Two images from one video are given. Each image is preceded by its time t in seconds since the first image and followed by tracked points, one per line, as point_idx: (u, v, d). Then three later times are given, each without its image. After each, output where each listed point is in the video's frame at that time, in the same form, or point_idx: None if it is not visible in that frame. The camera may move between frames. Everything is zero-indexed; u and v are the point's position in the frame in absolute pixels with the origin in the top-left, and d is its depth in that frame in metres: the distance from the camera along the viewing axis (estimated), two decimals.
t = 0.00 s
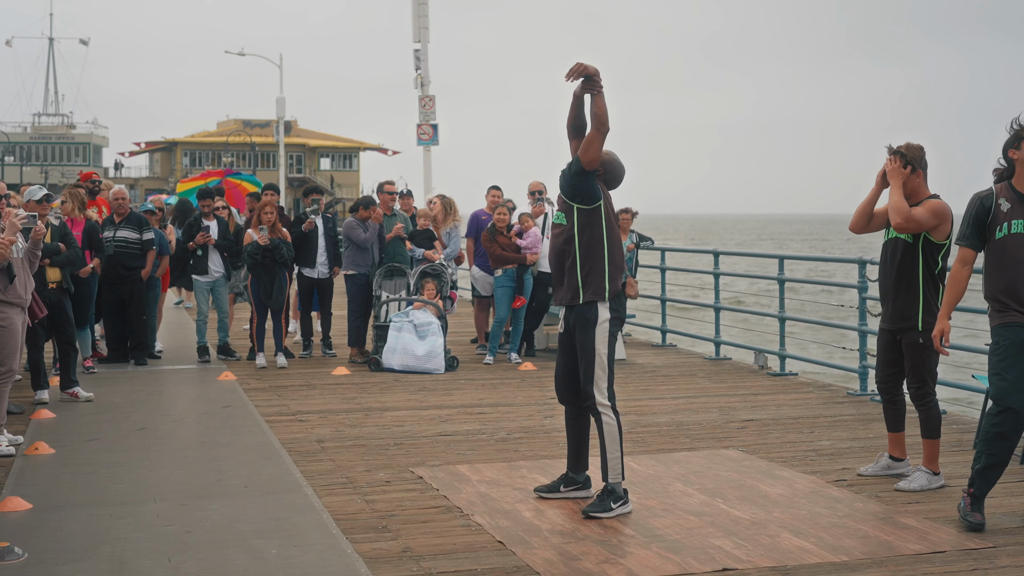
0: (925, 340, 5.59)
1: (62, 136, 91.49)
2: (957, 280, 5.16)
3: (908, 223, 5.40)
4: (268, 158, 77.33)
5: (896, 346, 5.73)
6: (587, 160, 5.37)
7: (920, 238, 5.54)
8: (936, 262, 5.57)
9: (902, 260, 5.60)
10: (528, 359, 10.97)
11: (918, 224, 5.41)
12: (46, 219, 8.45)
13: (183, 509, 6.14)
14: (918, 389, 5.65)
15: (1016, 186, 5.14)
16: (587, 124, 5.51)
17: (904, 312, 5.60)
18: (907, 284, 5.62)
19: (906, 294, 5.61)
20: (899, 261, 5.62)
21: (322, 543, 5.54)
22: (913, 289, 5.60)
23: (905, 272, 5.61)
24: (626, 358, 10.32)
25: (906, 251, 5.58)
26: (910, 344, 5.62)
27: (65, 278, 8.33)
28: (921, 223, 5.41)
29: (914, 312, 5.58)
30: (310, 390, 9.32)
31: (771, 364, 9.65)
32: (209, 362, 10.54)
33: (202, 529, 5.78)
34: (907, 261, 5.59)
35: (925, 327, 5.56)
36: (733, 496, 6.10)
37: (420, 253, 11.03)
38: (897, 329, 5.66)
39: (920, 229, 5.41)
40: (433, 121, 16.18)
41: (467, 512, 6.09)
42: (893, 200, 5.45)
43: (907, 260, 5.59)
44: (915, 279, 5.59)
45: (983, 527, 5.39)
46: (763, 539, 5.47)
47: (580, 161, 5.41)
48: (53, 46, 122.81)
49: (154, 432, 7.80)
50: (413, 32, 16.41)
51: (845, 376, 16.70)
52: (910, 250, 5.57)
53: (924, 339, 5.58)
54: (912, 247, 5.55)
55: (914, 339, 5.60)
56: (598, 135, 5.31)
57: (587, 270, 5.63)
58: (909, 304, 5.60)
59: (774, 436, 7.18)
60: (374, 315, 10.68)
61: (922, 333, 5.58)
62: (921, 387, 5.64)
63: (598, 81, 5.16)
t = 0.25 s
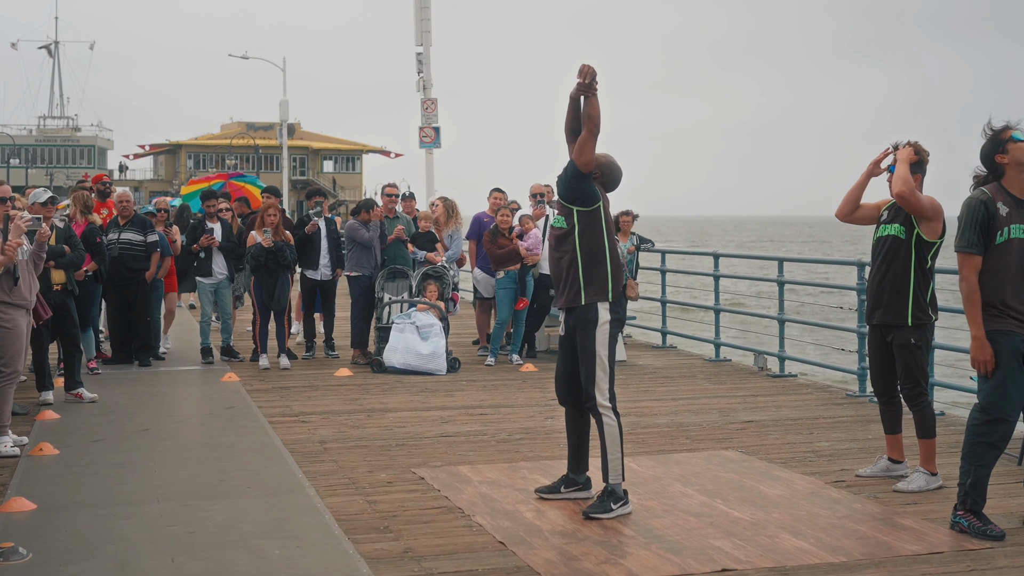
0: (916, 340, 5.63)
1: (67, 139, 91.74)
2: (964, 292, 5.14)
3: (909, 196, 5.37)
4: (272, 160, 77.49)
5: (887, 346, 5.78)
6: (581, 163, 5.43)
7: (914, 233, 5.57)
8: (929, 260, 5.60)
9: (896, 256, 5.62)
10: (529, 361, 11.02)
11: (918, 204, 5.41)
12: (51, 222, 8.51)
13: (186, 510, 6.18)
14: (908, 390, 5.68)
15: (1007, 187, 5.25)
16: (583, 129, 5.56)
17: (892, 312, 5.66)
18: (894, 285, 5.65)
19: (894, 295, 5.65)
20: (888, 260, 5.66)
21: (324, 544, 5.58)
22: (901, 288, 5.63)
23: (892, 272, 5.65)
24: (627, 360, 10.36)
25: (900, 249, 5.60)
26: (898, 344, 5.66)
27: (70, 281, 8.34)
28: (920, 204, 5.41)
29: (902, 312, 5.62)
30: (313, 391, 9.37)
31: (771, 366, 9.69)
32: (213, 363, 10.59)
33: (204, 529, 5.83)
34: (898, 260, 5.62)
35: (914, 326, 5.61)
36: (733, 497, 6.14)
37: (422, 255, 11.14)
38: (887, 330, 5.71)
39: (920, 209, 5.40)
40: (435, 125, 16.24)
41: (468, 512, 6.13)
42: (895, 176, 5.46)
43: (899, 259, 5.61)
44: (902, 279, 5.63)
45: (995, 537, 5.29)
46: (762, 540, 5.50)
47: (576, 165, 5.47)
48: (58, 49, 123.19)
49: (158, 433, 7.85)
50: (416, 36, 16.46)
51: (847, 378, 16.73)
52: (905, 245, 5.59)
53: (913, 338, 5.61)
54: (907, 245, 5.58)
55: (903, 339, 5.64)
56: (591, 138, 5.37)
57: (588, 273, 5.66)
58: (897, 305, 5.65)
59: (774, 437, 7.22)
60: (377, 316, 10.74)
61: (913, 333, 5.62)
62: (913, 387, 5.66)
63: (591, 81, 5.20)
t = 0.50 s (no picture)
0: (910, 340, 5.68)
1: (70, 143, 91.94)
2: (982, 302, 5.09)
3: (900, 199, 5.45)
4: (274, 164, 77.62)
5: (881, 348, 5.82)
6: (573, 164, 5.50)
7: (905, 234, 5.61)
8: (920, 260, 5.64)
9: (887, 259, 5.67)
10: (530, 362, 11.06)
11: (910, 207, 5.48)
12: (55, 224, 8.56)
13: (188, 510, 6.22)
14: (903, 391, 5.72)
15: (1007, 191, 5.26)
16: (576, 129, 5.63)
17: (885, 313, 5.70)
18: (885, 286, 5.69)
19: (887, 297, 5.68)
20: (880, 261, 5.69)
21: (326, 543, 5.62)
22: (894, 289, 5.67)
23: (884, 273, 5.69)
24: (627, 361, 10.40)
25: (892, 249, 5.64)
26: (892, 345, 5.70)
27: (74, 281, 8.40)
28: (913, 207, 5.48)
29: (895, 313, 5.67)
30: (315, 392, 9.41)
31: (770, 367, 9.73)
32: (216, 364, 10.65)
33: (206, 529, 5.86)
34: (890, 261, 5.66)
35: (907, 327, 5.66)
36: (731, 497, 6.17)
37: (423, 257, 11.13)
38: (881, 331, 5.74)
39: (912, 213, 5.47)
40: (437, 127, 16.29)
41: (469, 512, 6.17)
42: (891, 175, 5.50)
43: (892, 259, 5.65)
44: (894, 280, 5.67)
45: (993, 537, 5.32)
46: (761, 540, 5.54)
47: (570, 166, 5.53)
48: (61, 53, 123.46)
49: (160, 433, 7.90)
50: (418, 39, 16.53)
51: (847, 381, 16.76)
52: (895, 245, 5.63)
53: (906, 338, 5.66)
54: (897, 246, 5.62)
55: (897, 340, 5.68)
56: (582, 139, 5.45)
57: (588, 273, 5.70)
58: (889, 306, 5.68)
59: (772, 437, 7.25)
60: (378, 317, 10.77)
61: (906, 333, 5.67)
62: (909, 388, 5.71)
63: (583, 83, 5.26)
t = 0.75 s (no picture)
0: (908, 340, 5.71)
1: (73, 145, 92.10)
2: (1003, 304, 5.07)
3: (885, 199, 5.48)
4: (276, 166, 77.71)
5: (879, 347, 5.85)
6: (567, 167, 5.57)
7: (902, 237, 5.66)
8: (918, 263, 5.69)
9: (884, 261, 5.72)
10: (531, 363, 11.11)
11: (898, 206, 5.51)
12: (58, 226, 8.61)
13: (191, 510, 6.27)
14: (897, 390, 5.75)
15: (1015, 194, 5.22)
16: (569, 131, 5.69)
17: (885, 312, 5.73)
18: (886, 285, 5.73)
19: (888, 296, 5.72)
20: (880, 262, 5.73)
21: (328, 543, 5.67)
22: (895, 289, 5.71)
23: (885, 273, 5.73)
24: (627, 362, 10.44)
25: (890, 252, 5.68)
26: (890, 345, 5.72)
27: (77, 282, 8.45)
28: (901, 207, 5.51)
29: (894, 312, 5.70)
30: (318, 392, 9.46)
31: (770, 368, 9.76)
32: (218, 365, 10.70)
33: (209, 529, 5.91)
34: (886, 262, 5.71)
35: (905, 327, 5.69)
36: (731, 497, 6.21)
37: (424, 259, 11.13)
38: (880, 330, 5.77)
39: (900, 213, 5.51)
40: (438, 130, 16.34)
41: (470, 512, 6.21)
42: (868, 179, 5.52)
43: (890, 260, 5.70)
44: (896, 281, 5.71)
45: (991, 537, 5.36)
46: (760, 539, 5.58)
47: (564, 168, 5.59)
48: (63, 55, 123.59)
49: (164, 433, 7.95)
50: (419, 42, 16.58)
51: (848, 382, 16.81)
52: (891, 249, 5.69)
53: (905, 338, 5.69)
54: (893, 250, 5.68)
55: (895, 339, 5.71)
56: (573, 140, 5.51)
57: (588, 274, 5.74)
58: (890, 305, 5.72)
59: (772, 438, 7.30)
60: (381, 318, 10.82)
61: (905, 334, 5.70)
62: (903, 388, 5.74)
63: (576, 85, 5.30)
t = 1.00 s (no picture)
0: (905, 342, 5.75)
1: (77, 147, 92.27)
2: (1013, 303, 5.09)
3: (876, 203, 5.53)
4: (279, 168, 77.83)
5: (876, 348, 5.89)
6: (561, 171, 5.62)
7: (895, 238, 5.71)
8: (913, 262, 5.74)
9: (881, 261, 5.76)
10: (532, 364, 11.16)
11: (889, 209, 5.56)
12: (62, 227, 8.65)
13: (195, 510, 6.32)
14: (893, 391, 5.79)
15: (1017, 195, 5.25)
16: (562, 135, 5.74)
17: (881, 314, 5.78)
18: (883, 287, 5.77)
19: (885, 299, 5.76)
20: (877, 264, 5.77)
21: (330, 542, 5.71)
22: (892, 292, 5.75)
23: (881, 276, 5.77)
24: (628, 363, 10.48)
25: (885, 253, 5.73)
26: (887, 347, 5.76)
27: (81, 284, 8.48)
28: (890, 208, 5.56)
29: (891, 314, 5.74)
30: (320, 393, 9.51)
31: (769, 369, 9.80)
32: (221, 366, 10.75)
33: (212, 529, 5.95)
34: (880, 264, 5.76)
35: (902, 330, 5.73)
36: (731, 497, 6.25)
37: (425, 261, 11.10)
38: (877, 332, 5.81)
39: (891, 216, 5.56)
40: (439, 132, 16.39)
41: (471, 512, 6.26)
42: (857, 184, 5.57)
43: (885, 263, 5.75)
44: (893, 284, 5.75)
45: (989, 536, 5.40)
46: (759, 539, 5.61)
47: (558, 171, 5.65)
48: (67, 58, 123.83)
49: (167, 434, 7.99)
50: (421, 44, 16.63)
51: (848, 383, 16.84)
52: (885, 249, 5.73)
53: (902, 341, 5.72)
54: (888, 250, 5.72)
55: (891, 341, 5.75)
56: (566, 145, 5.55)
57: (587, 275, 5.79)
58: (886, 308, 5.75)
59: (771, 438, 7.34)
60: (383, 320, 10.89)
61: (902, 335, 5.74)
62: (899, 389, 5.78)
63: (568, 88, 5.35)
